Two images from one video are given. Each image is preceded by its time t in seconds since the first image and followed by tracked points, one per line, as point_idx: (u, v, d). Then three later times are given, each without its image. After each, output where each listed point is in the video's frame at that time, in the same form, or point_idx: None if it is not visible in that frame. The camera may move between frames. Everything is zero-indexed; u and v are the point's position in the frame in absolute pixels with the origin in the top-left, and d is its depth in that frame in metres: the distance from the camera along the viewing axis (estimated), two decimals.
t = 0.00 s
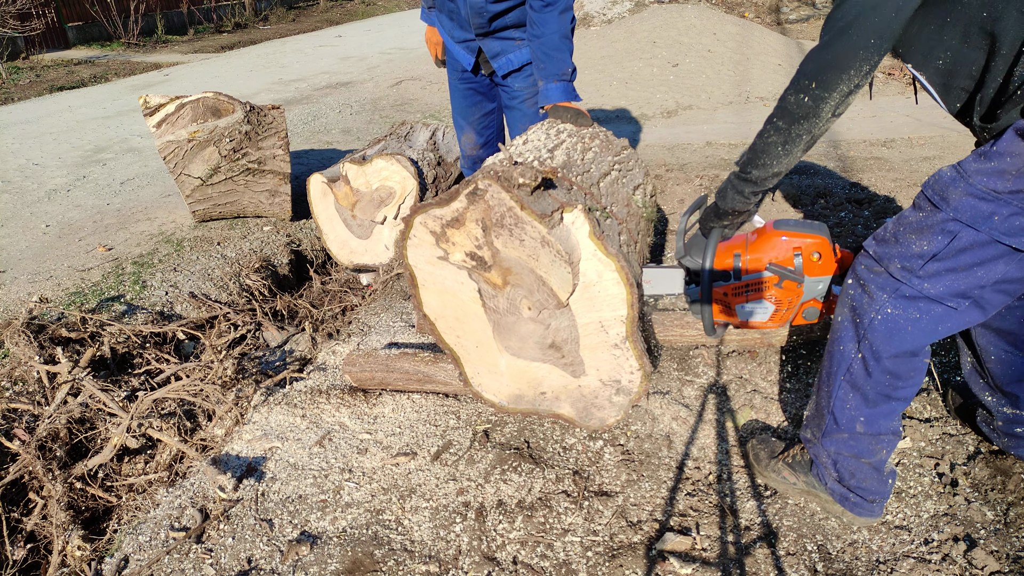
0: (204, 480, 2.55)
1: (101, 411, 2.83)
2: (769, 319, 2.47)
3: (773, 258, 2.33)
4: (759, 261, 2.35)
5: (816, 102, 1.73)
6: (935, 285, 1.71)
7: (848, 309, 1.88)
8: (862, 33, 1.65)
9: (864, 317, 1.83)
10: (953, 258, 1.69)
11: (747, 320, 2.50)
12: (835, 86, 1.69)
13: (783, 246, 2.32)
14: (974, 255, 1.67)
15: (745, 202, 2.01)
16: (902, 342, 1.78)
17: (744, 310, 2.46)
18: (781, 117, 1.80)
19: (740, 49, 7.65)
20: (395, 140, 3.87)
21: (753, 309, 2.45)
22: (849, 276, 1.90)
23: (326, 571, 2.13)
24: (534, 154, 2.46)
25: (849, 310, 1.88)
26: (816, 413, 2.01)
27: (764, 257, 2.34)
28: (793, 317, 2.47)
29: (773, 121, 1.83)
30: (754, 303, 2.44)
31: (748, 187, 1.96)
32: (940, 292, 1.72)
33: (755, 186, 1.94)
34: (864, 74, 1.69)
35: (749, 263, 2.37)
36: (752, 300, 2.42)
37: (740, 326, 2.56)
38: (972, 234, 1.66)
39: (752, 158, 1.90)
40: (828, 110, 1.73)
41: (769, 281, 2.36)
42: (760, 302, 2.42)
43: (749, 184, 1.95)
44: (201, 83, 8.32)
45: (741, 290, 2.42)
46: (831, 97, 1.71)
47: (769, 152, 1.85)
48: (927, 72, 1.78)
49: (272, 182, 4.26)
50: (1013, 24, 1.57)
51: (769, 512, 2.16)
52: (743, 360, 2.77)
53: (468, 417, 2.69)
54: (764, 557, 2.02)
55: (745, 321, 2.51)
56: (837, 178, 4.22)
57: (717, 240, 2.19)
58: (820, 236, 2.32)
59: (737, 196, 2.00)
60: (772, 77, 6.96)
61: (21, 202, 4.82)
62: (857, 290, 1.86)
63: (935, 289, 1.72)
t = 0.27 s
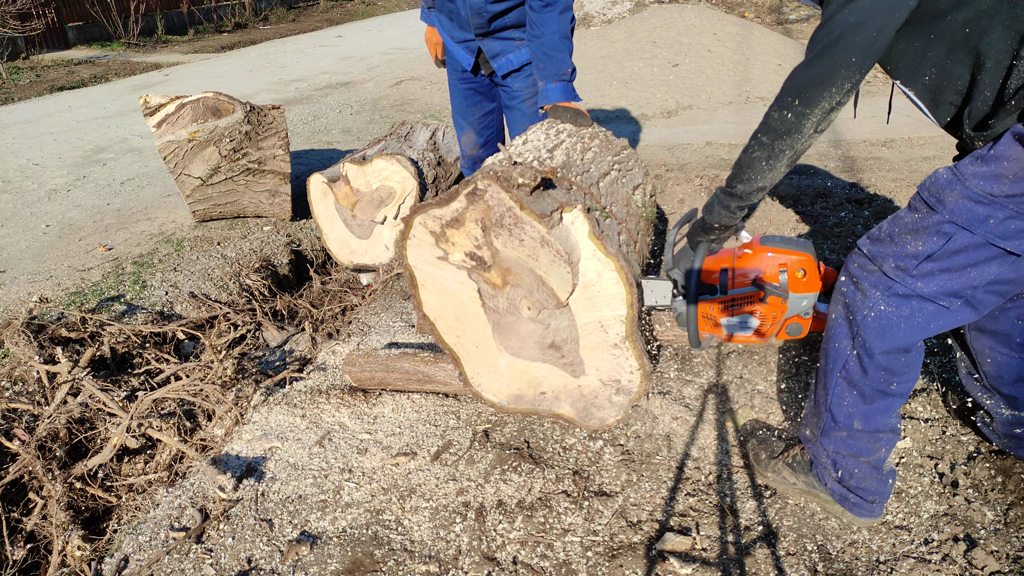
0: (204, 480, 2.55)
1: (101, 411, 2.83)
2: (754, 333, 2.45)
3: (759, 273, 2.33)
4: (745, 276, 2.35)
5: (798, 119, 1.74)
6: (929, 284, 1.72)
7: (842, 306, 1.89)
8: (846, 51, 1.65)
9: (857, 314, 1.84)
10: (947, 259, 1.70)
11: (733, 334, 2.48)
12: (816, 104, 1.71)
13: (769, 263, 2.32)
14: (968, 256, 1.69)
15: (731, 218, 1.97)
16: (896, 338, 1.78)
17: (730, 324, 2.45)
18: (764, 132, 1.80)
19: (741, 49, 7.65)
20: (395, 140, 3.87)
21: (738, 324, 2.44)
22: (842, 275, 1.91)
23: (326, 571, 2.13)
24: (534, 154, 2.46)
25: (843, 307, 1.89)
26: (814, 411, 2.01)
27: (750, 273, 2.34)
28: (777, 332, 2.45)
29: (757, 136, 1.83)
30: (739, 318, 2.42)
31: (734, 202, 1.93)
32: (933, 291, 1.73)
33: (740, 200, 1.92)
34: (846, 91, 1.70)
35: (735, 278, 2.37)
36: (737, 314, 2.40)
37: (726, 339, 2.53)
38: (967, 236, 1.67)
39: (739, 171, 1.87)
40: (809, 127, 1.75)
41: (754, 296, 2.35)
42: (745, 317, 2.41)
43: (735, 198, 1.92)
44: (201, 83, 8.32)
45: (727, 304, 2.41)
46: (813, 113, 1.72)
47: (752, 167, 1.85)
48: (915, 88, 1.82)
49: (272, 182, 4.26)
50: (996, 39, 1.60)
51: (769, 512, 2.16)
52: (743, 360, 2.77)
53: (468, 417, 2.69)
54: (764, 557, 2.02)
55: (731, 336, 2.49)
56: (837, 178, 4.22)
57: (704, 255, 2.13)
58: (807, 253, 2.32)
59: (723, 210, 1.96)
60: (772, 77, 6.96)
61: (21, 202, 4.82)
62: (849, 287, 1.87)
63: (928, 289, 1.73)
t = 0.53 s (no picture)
0: (204, 481, 2.55)
1: (100, 411, 2.83)
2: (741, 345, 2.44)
3: (750, 286, 2.32)
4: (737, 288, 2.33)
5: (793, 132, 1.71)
6: (915, 283, 1.74)
7: (830, 303, 1.91)
8: (835, 64, 1.65)
9: (845, 310, 1.85)
10: (935, 260, 1.71)
11: (721, 344, 2.46)
12: (810, 117, 1.68)
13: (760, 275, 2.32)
14: (955, 258, 1.70)
15: (726, 231, 1.92)
16: (884, 332, 1.80)
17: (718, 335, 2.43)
18: (757, 146, 1.77)
19: (741, 49, 7.64)
20: (395, 140, 3.87)
21: (727, 335, 2.42)
22: (830, 273, 1.93)
23: (325, 571, 2.13)
24: (534, 154, 2.46)
25: (831, 304, 1.90)
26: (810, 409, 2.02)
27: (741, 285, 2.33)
28: (765, 344, 2.45)
29: (750, 150, 1.79)
30: (728, 330, 2.41)
31: (729, 215, 1.89)
32: (920, 290, 1.75)
33: (735, 214, 1.87)
34: (838, 104, 1.68)
35: (725, 289, 2.35)
36: (726, 326, 2.39)
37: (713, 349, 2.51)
38: (955, 239, 1.69)
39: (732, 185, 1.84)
40: (803, 140, 1.72)
41: (745, 309, 2.33)
42: (734, 329, 2.39)
43: (730, 211, 1.88)
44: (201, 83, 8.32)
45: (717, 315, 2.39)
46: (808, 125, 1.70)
47: (747, 180, 1.80)
48: (907, 100, 1.82)
49: (272, 182, 4.26)
50: (982, 50, 1.61)
51: (769, 511, 2.16)
52: (743, 360, 2.77)
53: (468, 417, 2.69)
54: (764, 557, 2.02)
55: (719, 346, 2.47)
56: (837, 178, 4.22)
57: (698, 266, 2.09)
58: (797, 267, 2.32)
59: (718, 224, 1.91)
60: (772, 77, 6.96)
61: (22, 202, 4.82)
62: (837, 284, 1.88)
63: (915, 288, 1.74)
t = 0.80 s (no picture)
0: (204, 481, 2.55)
1: (101, 411, 2.83)
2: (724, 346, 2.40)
3: (734, 289, 2.28)
4: (720, 292, 2.29)
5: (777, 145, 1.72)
6: (905, 281, 1.75)
7: (822, 299, 1.92)
8: (824, 76, 1.64)
9: (836, 306, 1.86)
10: (925, 260, 1.72)
11: (704, 346, 2.41)
12: (796, 128, 1.69)
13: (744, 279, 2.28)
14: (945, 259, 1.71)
15: (710, 238, 1.92)
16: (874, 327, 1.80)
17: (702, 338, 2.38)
18: (744, 154, 1.78)
19: (741, 49, 7.65)
20: (395, 140, 3.87)
21: (711, 337, 2.37)
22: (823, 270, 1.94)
23: (326, 571, 2.13)
24: (534, 154, 2.46)
25: (823, 300, 1.92)
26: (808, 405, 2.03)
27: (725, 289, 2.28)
28: (747, 346, 2.42)
29: (737, 158, 1.80)
30: (711, 332, 2.36)
31: (713, 223, 1.88)
32: (910, 288, 1.75)
33: (719, 222, 1.87)
34: (826, 116, 1.68)
35: (710, 293, 2.30)
36: (710, 329, 2.35)
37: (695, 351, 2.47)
38: (944, 240, 1.70)
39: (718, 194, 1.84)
40: (788, 150, 1.73)
41: (729, 313, 2.29)
42: (717, 331, 2.35)
43: (713, 218, 1.88)
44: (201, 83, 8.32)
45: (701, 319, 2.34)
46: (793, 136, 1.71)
47: (733, 188, 1.81)
48: (897, 112, 1.82)
49: (272, 182, 4.26)
50: (973, 63, 1.63)
51: (769, 512, 2.16)
52: (743, 361, 2.76)
53: (468, 418, 2.69)
54: (764, 557, 2.02)
55: (702, 348, 2.42)
56: (837, 178, 4.22)
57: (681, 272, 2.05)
58: (780, 270, 2.29)
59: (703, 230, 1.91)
60: (772, 78, 6.96)
61: (22, 202, 4.82)
62: (829, 281, 1.90)
63: (904, 286, 1.75)
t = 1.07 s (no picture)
0: (204, 480, 2.55)
1: (101, 411, 2.83)
2: (727, 350, 2.39)
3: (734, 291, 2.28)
4: (720, 294, 2.29)
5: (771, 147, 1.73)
6: (899, 280, 1.75)
7: (818, 297, 1.93)
8: (815, 78, 1.64)
9: (832, 304, 1.87)
10: (918, 258, 1.73)
11: (708, 349, 2.40)
12: (790, 130, 1.70)
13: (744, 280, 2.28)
14: (938, 257, 1.72)
15: (709, 240, 1.93)
16: (870, 325, 1.81)
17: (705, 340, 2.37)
18: (739, 156, 1.79)
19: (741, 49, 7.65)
20: (395, 140, 3.87)
21: (714, 340, 2.36)
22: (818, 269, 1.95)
23: (326, 571, 2.13)
24: (534, 154, 2.46)
25: (819, 299, 1.92)
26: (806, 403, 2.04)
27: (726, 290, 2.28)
28: (751, 349, 2.41)
29: (732, 160, 1.80)
30: (714, 335, 2.35)
31: (712, 225, 1.89)
32: (904, 287, 1.76)
33: (718, 224, 1.89)
34: (818, 116, 1.69)
35: (711, 295, 2.30)
36: (712, 332, 2.34)
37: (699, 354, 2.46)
38: (937, 239, 1.70)
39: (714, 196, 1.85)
40: (783, 151, 1.74)
41: (730, 315, 2.28)
42: (720, 334, 2.34)
43: (712, 220, 1.89)
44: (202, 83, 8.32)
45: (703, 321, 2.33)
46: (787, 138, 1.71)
47: (729, 190, 1.82)
48: (890, 113, 1.82)
49: (272, 182, 4.26)
50: (963, 63, 1.62)
51: (769, 512, 2.16)
52: (743, 361, 2.76)
53: (468, 417, 2.69)
54: (764, 557, 2.02)
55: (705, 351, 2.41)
56: (837, 178, 4.22)
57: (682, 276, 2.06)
58: (780, 272, 2.29)
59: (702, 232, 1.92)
60: (772, 78, 6.96)
61: (22, 202, 4.82)
62: (825, 279, 1.90)
63: (898, 284, 1.76)
